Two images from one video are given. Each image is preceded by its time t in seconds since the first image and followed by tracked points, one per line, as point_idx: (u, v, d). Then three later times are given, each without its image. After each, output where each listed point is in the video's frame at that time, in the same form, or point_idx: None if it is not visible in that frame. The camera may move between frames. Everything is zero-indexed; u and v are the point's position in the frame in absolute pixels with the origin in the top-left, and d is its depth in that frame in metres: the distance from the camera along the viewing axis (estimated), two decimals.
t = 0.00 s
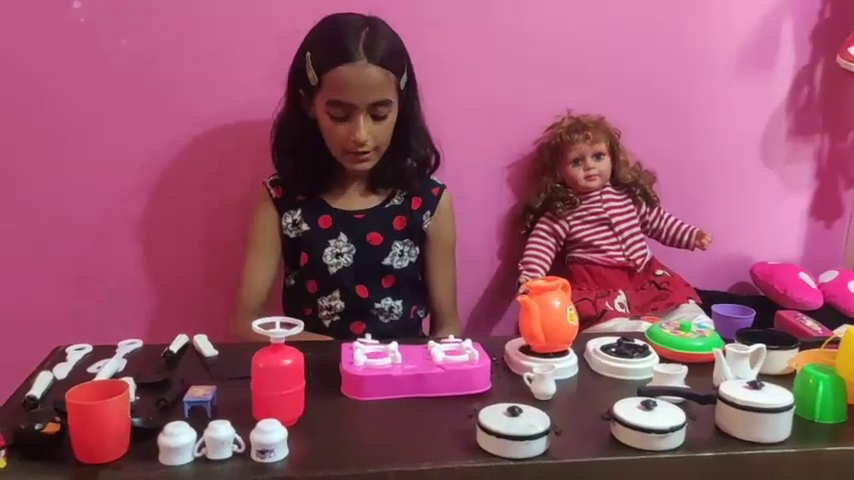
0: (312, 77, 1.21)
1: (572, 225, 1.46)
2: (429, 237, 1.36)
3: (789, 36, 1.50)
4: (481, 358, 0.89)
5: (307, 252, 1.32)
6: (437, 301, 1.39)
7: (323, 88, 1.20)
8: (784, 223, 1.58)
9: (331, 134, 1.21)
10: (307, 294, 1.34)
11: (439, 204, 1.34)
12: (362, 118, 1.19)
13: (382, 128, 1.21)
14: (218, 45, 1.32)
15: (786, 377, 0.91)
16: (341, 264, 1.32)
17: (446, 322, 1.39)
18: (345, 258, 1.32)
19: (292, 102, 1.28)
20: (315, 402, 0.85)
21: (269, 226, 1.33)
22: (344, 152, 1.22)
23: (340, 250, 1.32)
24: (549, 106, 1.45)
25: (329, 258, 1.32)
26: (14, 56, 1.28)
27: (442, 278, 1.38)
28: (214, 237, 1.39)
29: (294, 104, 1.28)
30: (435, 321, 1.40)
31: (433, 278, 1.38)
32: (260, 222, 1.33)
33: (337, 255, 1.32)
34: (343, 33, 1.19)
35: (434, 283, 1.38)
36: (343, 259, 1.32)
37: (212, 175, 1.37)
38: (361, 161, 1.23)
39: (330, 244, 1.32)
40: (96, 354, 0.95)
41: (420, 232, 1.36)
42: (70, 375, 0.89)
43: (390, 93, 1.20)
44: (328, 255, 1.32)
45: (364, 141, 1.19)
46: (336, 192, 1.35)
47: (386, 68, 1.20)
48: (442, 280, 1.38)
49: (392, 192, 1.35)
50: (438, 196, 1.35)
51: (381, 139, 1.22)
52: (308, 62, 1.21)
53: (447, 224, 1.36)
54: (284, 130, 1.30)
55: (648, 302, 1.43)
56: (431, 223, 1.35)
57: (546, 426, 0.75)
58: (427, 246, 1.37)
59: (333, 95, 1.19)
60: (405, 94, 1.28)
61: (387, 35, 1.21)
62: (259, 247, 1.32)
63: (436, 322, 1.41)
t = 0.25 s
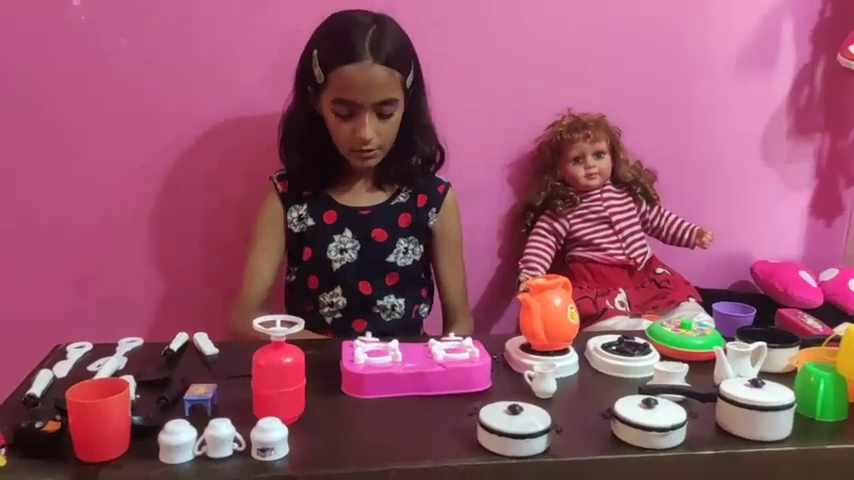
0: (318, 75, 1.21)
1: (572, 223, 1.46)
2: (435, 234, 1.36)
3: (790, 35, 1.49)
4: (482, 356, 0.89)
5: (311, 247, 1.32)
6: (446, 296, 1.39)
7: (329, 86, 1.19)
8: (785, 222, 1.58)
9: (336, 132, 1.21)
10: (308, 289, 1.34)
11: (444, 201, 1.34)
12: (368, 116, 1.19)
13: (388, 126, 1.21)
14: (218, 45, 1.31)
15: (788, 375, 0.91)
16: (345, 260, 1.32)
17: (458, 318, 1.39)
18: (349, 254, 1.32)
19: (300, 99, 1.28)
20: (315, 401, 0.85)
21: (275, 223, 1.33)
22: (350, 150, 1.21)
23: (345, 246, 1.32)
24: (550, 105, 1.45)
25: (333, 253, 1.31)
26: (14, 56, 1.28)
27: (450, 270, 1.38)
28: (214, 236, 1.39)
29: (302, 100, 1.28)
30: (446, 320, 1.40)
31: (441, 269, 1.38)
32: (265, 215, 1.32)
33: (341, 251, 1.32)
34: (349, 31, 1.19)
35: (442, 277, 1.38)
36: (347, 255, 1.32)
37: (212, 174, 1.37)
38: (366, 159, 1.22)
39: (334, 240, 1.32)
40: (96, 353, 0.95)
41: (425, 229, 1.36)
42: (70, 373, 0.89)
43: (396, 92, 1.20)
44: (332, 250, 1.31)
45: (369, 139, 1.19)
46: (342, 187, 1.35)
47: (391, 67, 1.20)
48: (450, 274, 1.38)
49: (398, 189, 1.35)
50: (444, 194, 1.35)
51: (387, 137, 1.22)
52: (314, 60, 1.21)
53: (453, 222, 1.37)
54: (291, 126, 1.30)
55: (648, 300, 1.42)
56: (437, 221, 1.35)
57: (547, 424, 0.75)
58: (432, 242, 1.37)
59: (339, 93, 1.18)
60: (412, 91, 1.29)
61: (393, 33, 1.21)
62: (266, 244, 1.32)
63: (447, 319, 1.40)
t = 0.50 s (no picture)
0: (320, 77, 1.21)
1: (568, 223, 1.46)
2: (437, 235, 1.36)
3: (788, 35, 1.49)
4: (476, 357, 0.89)
5: (312, 247, 1.32)
6: (450, 295, 1.40)
7: (330, 89, 1.19)
8: (782, 222, 1.58)
9: (338, 134, 1.21)
10: (309, 290, 1.34)
11: (446, 201, 1.34)
12: (369, 118, 1.18)
13: (390, 127, 1.21)
14: (217, 45, 1.31)
15: (781, 377, 0.91)
16: (346, 260, 1.32)
17: (462, 318, 1.39)
18: (350, 254, 1.32)
19: (302, 99, 1.28)
20: (310, 402, 0.85)
21: (275, 223, 1.33)
22: (352, 151, 1.21)
23: (346, 246, 1.31)
24: (547, 105, 1.45)
25: (334, 253, 1.31)
26: (13, 56, 1.28)
27: (451, 268, 1.39)
28: (212, 236, 1.39)
29: (304, 100, 1.28)
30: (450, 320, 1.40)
31: (443, 266, 1.39)
32: (267, 217, 1.33)
33: (342, 251, 1.32)
34: (350, 33, 1.18)
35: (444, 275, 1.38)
36: (348, 255, 1.32)
37: (210, 174, 1.37)
38: (369, 160, 1.22)
39: (335, 239, 1.31)
40: (90, 353, 0.95)
41: (426, 230, 1.36)
42: (64, 374, 0.89)
43: (397, 94, 1.19)
44: (333, 251, 1.31)
45: (371, 141, 1.18)
46: (343, 187, 1.35)
47: (392, 69, 1.19)
48: (452, 273, 1.38)
49: (399, 188, 1.35)
50: (445, 195, 1.35)
51: (389, 138, 1.22)
52: (315, 62, 1.20)
53: (456, 223, 1.36)
54: (292, 126, 1.30)
55: (644, 301, 1.43)
56: (439, 221, 1.35)
57: (539, 426, 0.75)
58: (434, 241, 1.37)
59: (340, 96, 1.18)
60: (413, 91, 1.28)
61: (394, 34, 1.20)
62: (266, 246, 1.33)
63: (451, 318, 1.40)
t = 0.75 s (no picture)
0: (319, 81, 1.20)
1: (567, 224, 1.45)
2: (437, 236, 1.36)
3: (787, 35, 1.49)
4: (470, 360, 0.89)
5: (312, 248, 1.31)
6: (451, 296, 1.39)
7: (329, 92, 1.19)
8: (782, 223, 1.58)
9: (337, 137, 1.20)
10: (308, 291, 1.33)
11: (446, 204, 1.34)
12: (367, 121, 1.18)
13: (389, 131, 1.20)
14: (216, 45, 1.31)
15: (777, 380, 0.91)
16: (345, 262, 1.31)
17: (462, 321, 1.38)
18: (349, 256, 1.31)
19: (303, 101, 1.28)
20: (304, 404, 0.85)
21: (274, 225, 1.33)
22: (351, 154, 1.21)
23: (345, 248, 1.31)
24: (546, 105, 1.45)
25: (333, 255, 1.31)
26: (12, 56, 1.28)
27: (451, 269, 1.38)
28: (211, 236, 1.39)
29: (304, 101, 1.28)
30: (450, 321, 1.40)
31: (443, 267, 1.38)
32: (268, 220, 1.33)
33: (341, 253, 1.31)
34: (349, 36, 1.18)
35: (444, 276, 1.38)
36: (348, 257, 1.31)
37: (208, 174, 1.36)
38: (369, 162, 1.22)
39: (335, 241, 1.31)
40: (84, 355, 0.95)
41: (426, 232, 1.35)
42: (57, 376, 0.89)
43: (396, 97, 1.19)
44: (333, 252, 1.30)
45: (370, 145, 1.18)
46: (343, 189, 1.35)
47: (391, 73, 1.19)
48: (452, 274, 1.38)
49: (399, 191, 1.35)
50: (446, 197, 1.35)
51: (389, 141, 1.21)
52: (314, 65, 1.20)
53: (455, 225, 1.36)
54: (294, 129, 1.30)
55: (643, 302, 1.42)
56: (439, 223, 1.35)
57: (532, 429, 0.75)
58: (434, 243, 1.36)
59: (338, 99, 1.18)
60: (413, 93, 1.28)
61: (393, 38, 1.20)
62: (266, 247, 1.33)
63: (452, 320, 1.40)
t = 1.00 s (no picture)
0: (317, 83, 1.20)
1: (566, 227, 1.44)
2: (436, 240, 1.35)
3: (788, 36, 1.48)
4: (463, 364, 0.89)
5: (311, 252, 1.30)
6: (450, 299, 1.38)
7: (327, 95, 1.18)
8: (782, 224, 1.57)
9: (335, 140, 1.20)
10: (306, 295, 1.32)
11: (445, 207, 1.33)
12: (366, 124, 1.17)
13: (387, 133, 1.20)
14: (215, 46, 1.31)
15: (772, 384, 0.91)
16: (344, 265, 1.30)
17: (460, 324, 1.38)
18: (348, 259, 1.30)
19: (302, 102, 1.27)
20: (297, 408, 0.85)
21: (273, 228, 1.32)
22: (349, 157, 1.20)
23: (344, 252, 1.30)
24: (545, 106, 1.44)
25: (332, 259, 1.30)
26: (12, 56, 1.28)
27: (451, 273, 1.37)
28: (209, 238, 1.39)
29: (304, 103, 1.27)
30: (449, 325, 1.39)
31: (443, 271, 1.37)
32: (267, 224, 1.32)
33: (340, 256, 1.30)
34: (347, 39, 1.17)
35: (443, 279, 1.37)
36: (346, 260, 1.30)
37: (206, 176, 1.36)
38: (367, 164, 1.22)
39: (334, 245, 1.30)
40: (79, 358, 0.95)
41: (425, 235, 1.34)
42: (50, 380, 0.89)
43: (395, 100, 1.18)
44: (331, 256, 1.30)
45: (368, 148, 1.17)
46: (342, 191, 1.34)
47: (390, 76, 1.18)
48: (451, 277, 1.37)
49: (398, 194, 1.34)
50: (445, 201, 1.34)
51: (387, 144, 1.21)
52: (313, 67, 1.19)
53: (454, 228, 1.35)
54: (294, 130, 1.29)
55: (642, 306, 1.41)
56: (438, 227, 1.34)
57: (523, 434, 0.74)
58: (434, 246, 1.35)
59: (337, 102, 1.17)
60: (413, 96, 1.27)
61: (392, 40, 1.19)
62: (265, 251, 1.32)
63: (451, 323, 1.39)
